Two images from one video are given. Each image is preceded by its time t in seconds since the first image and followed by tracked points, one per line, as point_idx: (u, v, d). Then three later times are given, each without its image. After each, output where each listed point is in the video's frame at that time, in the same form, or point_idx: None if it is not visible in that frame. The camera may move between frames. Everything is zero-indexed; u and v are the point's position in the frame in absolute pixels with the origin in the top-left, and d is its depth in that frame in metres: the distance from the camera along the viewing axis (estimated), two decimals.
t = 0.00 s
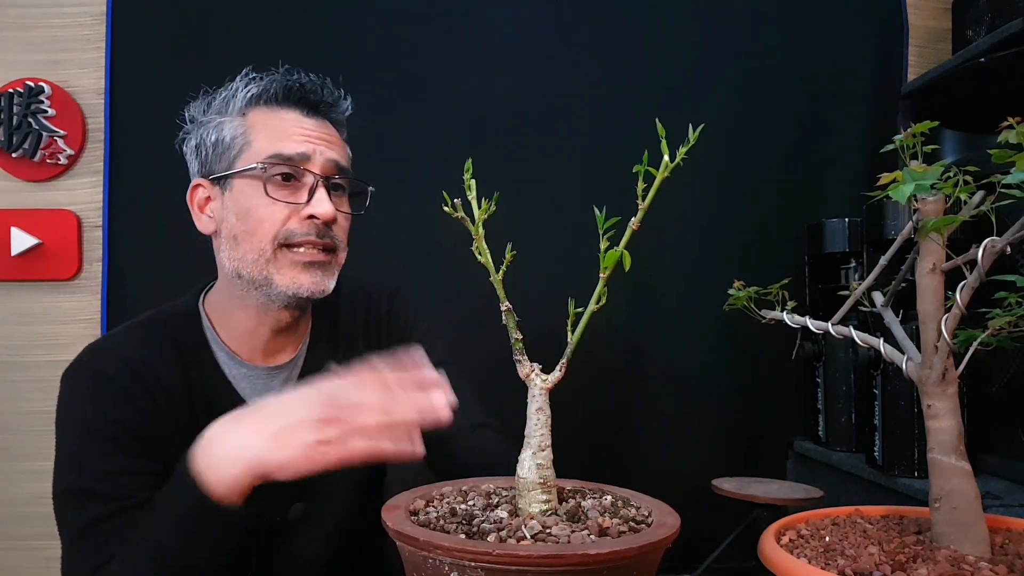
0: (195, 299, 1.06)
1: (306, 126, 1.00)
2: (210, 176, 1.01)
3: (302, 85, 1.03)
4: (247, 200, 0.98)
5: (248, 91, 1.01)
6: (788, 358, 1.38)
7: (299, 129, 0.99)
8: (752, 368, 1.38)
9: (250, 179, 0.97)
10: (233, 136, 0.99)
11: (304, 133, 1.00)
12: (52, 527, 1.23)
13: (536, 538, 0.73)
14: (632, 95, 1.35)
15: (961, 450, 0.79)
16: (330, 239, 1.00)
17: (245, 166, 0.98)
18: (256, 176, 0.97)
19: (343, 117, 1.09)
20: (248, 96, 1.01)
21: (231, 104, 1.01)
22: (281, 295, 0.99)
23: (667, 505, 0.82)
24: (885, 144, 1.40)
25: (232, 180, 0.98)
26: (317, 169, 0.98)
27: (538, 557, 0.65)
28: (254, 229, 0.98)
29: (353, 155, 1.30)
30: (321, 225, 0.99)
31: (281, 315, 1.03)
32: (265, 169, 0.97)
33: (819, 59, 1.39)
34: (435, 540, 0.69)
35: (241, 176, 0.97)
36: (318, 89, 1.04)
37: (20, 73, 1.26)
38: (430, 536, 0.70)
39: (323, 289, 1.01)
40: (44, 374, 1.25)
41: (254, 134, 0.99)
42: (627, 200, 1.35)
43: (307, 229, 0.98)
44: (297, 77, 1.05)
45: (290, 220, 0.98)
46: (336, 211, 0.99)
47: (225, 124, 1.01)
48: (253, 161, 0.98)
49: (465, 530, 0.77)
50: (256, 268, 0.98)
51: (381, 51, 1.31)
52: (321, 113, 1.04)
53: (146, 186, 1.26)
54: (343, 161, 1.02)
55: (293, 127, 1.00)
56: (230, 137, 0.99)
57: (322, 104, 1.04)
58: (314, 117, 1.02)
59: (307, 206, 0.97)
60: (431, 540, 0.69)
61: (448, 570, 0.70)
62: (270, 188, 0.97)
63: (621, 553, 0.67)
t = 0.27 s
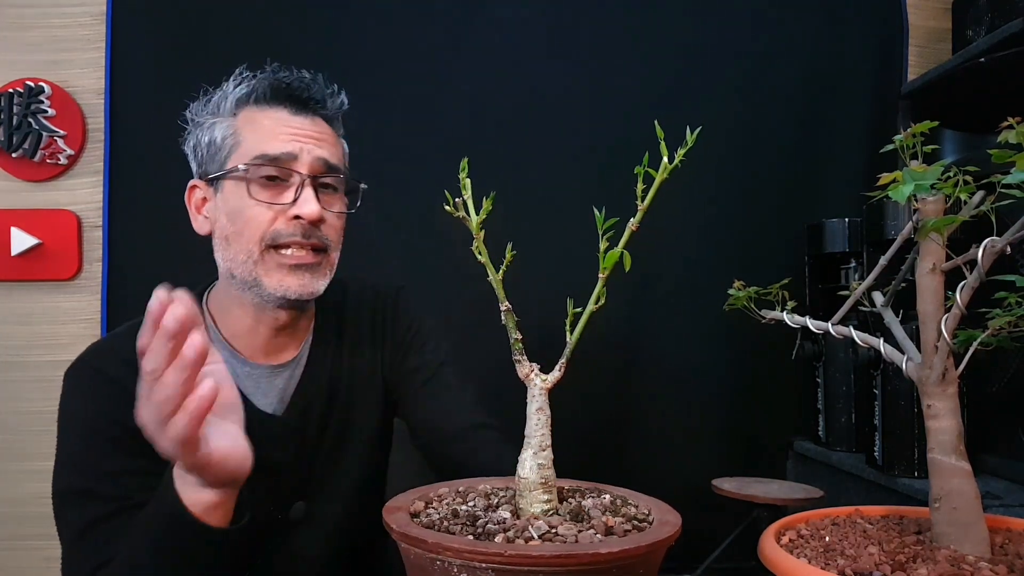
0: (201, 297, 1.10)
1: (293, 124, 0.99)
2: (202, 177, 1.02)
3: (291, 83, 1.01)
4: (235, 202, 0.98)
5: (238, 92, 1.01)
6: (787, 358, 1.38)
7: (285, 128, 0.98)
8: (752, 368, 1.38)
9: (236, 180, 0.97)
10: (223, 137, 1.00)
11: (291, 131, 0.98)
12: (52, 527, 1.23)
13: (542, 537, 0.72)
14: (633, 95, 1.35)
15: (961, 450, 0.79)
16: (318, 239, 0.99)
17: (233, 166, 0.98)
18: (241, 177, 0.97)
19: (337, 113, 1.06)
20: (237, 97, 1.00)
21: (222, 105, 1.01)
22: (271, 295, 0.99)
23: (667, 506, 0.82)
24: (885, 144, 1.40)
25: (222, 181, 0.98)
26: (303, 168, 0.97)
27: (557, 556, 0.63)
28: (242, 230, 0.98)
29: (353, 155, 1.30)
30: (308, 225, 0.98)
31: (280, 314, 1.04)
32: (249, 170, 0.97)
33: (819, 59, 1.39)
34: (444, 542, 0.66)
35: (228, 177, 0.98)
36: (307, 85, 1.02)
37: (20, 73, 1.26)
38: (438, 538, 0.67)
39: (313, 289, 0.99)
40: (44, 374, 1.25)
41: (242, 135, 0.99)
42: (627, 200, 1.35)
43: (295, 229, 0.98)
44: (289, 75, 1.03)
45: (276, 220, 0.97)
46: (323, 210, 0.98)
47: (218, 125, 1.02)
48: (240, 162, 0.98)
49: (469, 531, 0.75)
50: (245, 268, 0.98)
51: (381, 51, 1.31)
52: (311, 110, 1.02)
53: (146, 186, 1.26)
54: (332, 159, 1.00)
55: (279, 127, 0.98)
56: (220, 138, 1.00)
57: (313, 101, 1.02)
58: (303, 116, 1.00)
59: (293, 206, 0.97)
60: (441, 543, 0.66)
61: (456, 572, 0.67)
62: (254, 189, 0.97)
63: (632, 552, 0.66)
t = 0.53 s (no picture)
0: (192, 297, 1.04)
1: (299, 128, 0.97)
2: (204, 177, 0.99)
3: (295, 85, 0.99)
4: (241, 203, 0.96)
5: (240, 90, 0.98)
6: (787, 358, 1.38)
7: (291, 131, 0.96)
8: (753, 368, 1.38)
9: (243, 181, 0.95)
10: (226, 137, 0.97)
11: (297, 135, 0.97)
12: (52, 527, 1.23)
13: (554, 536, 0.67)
14: (633, 95, 1.35)
15: (961, 450, 0.79)
16: (324, 243, 0.97)
17: (238, 168, 0.96)
18: (249, 179, 0.95)
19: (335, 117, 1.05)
20: (240, 96, 0.98)
21: (223, 103, 0.98)
22: (275, 298, 0.96)
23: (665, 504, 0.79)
24: (885, 144, 1.40)
25: (225, 182, 0.96)
26: (310, 172, 0.96)
27: (569, 554, 0.59)
28: (247, 232, 0.96)
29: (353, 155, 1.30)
30: (314, 229, 0.96)
31: (279, 317, 1.00)
32: (257, 173, 0.94)
33: (819, 59, 1.39)
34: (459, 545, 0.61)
35: (234, 178, 0.96)
36: (312, 89, 1.00)
37: (20, 73, 1.26)
38: (449, 539, 0.62)
39: (317, 291, 0.98)
40: (44, 374, 1.25)
41: (247, 135, 0.96)
42: (627, 200, 1.35)
43: (301, 233, 0.96)
44: (291, 76, 1.01)
45: (282, 224, 0.95)
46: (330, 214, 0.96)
47: (217, 122, 0.99)
48: (245, 163, 0.95)
49: (475, 532, 0.70)
50: (249, 270, 0.96)
51: (381, 52, 1.31)
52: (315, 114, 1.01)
53: (145, 186, 1.26)
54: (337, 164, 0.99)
55: (285, 130, 0.97)
56: (223, 138, 0.98)
57: (317, 104, 1.01)
58: (308, 120, 0.99)
59: (301, 209, 0.95)
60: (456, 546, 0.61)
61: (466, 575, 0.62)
62: (262, 192, 0.95)
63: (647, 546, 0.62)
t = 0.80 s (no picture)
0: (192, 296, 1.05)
1: (316, 126, 0.98)
2: (218, 172, 0.98)
3: (312, 85, 1.00)
4: (258, 197, 0.95)
5: (258, 88, 0.99)
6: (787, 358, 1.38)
7: (309, 129, 0.97)
8: (752, 368, 1.38)
9: (262, 176, 0.95)
10: (242, 133, 0.98)
11: (315, 133, 0.98)
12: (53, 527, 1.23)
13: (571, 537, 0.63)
14: (632, 95, 1.35)
15: (961, 450, 0.79)
16: (340, 240, 0.98)
17: (255, 164, 0.96)
18: (269, 174, 0.95)
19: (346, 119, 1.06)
20: (257, 94, 0.98)
21: (240, 101, 0.99)
22: (291, 295, 0.95)
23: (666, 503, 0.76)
24: (885, 145, 1.40)
25: (242, 177, 0.96)
26: (327, 170, 0.96)
27: (596, 552, 0.54)
28: (264, 227, 0.95)
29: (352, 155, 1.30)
30: (331, 226, 0.96)
31: (288, 312, 1.01)
32: (278, 168, 0.95)
33: (819, 59, 1.39)
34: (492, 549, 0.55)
35: (252, 173, 0.95)
36: (329, 90, 1.02)
37: (20, 73, 1.26)
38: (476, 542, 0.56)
39: (333, 286, 0.96)
40: (44, 373, 1.25)
41: (265, 131, 0.97)
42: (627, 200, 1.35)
43: (319, 229, 0.95)
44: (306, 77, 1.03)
45: (300, 220, 0.95)
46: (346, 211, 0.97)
47: (234, 118, 0.99)
48: (263, 159, 0.96)
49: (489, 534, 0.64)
50: (264, 266, 0.95)
51: (381, 52, 1.31)
52: (329, 115, 1.02)
53: (145, 186, 1.26)
54: (351, 164, 1.00)
55: (304, 128, 0.97)
56: (239, 133, 0.98)
57: (333, 107, 1.02)
58: (325, 121, 1.01)
59: (319, 205, 0.95)
60: (490, 551, 0.55)
61: None
62: (282, 187, 0.95)
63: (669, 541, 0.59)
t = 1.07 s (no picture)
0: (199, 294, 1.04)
1: (324, 125, 0.98)
2: (226, 170, 0.98)
3: (321, 84, 1.00)
4: (267, 195, 0.95)
5: (267, 87, 0.98)
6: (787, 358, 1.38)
7: (317, 128, 0.97)
8: (753, 368, 1.38)
9: (269, 174, 0.95)
10: (251, 131, 0.97)
11: (323, 132, 0.97)
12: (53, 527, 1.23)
13: (581, 535, 0.62)
14: (632, 95, 1.35)
15: (961, 450, 0.79)
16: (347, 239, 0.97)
17: (263, 162, 0.96)
18: (278, 173, 0.95)
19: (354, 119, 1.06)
20: (266, 93, 0.98)
21: (249, 99, 0.98)
22: (297, 294, 0.95)
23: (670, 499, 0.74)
24: (885, 144, 1.40)
25: (251, 175, 0.96)
26: (335, 169, 0.96)
27: (668, 542, 0.57)
28: (272, 224, 0.95)
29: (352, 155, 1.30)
30: (338, 225, 0.96)
31: (294, 310, 1.00)
32: (287, 166, 0.94)
33: (819, 59, 1.39)
34: (518, 548, 0.54)
35: (261, 171, 0.95)
36: (337, 89, 1.01)
37: (20, 73, 1.26)
38: (557, 545, 0.55)
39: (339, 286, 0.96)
40: (43, 374, 1.25)
41: (274, 130, 0.97)
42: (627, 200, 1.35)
43: (325, 227, 0.95)
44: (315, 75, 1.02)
45: (307, 218, 0.95)
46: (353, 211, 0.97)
47: (242, 116, 0.99)
48: (272, 158, 0.95)
49: (528, 537, 0.62)
50: (270, 263, 0.95)
51: (381, 52, 1.31)
52: (338, 114, 1.02)
53: (145, 186, 1.26)
54: (359, 163, 1.00)
55: (313, 127, 0.97)
56: (247, 132, 0.97)
57: (341, 106, 1.02)
58: (333, 119, 1.00)
59: (326, 205, 0.95)
60: (518, 549, 0.54)
61: None
62: (291, 186, 0.95)
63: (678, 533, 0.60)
